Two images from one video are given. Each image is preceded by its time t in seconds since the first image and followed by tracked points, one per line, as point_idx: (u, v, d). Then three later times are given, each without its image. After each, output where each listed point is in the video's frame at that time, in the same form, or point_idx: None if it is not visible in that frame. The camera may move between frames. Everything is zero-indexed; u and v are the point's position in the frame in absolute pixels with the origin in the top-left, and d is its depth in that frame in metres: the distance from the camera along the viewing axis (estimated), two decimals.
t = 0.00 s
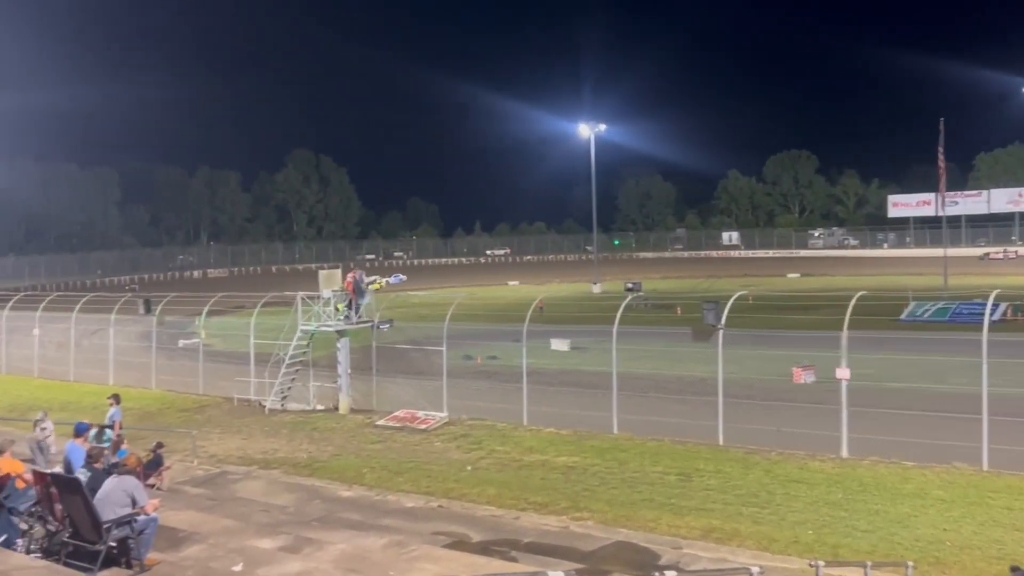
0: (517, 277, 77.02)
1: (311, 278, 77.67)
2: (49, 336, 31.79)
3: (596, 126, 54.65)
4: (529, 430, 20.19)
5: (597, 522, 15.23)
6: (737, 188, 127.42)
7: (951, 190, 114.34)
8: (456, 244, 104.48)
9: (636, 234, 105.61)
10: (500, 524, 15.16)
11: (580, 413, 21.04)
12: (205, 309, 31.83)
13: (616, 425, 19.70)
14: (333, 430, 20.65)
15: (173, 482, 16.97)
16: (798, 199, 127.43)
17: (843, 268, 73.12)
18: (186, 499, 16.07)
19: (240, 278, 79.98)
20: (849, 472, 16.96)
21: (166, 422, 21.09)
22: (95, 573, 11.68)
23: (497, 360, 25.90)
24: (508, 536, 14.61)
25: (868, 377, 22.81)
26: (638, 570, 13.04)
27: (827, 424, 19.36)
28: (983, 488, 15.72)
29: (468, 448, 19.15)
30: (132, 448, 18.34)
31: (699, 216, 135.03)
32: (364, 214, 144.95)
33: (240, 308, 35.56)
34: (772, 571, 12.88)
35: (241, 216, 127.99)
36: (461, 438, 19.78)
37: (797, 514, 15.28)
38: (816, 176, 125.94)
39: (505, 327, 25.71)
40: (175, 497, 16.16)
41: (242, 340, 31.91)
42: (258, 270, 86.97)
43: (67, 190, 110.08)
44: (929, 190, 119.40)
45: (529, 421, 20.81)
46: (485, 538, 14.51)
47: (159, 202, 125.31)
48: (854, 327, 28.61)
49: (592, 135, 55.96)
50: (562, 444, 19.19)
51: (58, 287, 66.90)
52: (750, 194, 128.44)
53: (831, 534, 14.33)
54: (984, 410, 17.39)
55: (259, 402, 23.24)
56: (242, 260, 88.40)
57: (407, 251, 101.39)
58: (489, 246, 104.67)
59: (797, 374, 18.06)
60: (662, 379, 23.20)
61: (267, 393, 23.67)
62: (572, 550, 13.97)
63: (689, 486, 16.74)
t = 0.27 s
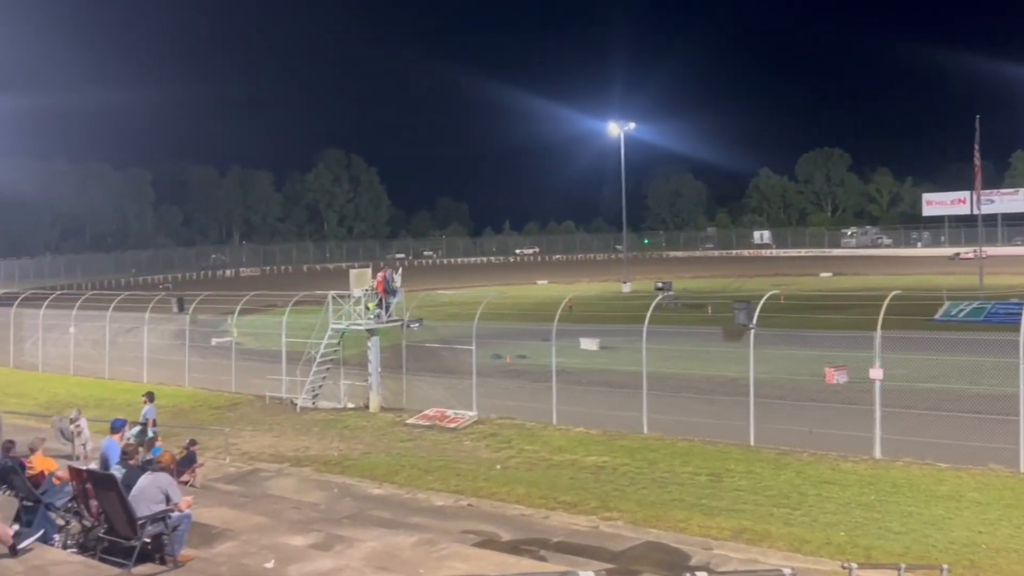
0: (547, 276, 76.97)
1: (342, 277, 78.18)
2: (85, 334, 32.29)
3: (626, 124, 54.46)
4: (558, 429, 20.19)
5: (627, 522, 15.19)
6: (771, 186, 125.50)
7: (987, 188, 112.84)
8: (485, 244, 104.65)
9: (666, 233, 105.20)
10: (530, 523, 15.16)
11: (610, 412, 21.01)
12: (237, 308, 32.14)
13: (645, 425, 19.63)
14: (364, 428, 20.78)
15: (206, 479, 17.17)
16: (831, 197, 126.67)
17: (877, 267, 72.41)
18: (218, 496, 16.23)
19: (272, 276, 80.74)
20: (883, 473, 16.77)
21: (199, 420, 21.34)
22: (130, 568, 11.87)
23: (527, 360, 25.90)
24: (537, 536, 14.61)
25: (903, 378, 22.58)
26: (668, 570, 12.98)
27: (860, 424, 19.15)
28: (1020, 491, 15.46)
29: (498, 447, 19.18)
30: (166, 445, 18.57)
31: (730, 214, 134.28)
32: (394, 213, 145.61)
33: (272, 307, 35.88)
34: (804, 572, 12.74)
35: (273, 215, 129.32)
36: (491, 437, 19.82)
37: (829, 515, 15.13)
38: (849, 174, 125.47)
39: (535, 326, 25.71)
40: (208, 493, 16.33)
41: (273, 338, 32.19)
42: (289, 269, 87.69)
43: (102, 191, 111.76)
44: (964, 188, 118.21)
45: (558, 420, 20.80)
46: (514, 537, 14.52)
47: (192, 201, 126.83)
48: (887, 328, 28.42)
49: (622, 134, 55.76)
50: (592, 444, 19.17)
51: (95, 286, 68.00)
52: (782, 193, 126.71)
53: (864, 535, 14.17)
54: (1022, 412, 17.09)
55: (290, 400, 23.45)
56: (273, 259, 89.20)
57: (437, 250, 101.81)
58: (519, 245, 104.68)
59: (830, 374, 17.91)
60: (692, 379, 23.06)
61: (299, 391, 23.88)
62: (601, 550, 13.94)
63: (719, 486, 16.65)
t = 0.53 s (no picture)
0: (571, 275, 76.84)
1: (367, 276, 78.52)
2: (114, 332, 32.65)
3: (651, 122, 54.23)
4: (582, 428, 20.16)
5: (652, 522, 15.12)
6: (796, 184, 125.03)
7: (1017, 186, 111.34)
8: (508, 243, 104.38)
9: (690, 232, 104.82)
10: (554, 523, 15.14)
11: (634, 411, 20.96)
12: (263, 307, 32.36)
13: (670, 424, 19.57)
14: (389, 426, 20.86)
15: (232, 476, 17.30)
16: (857, 196, 125.75)
17: (906, 266, 71.67)
18: (244, 494, 16.35)
19: (297, 275, 81.24)
20: (911, 474, 16.60)
21: (225, 417, 21.52)
22: (157, 565, 11.96)
23: (551, 359, 25.89)
24: (561, 535, 14.57)
25: (931, 378, 22.35)
26: (692, 570, 12.91)
27: (888, 425, 18.97)
28: None
29: (522, 446, 19.19)
30: (193, 442, 18.73)
31: (756, 213, 133.43)
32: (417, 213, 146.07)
33: (298, 305, 36.07)
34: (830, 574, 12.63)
35: (298, 215, 130.29)
36: (515, 436, 19.83)
37: (856, 516, 14.99)
38: (876, 172, 124.33)
39: (559, 325, 25.69)
40: (235, 490, 16.46)
41: (299, 337, 32.38)
42: (314, 268, 88.18)
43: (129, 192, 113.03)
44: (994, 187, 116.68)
45: (582, 420, 20.78)
46: (538, 536, 14.51)
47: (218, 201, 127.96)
48: (916, 327, 28.23)
49: (646, 132, 55.52)
50: (617, 444, 19.12)
51: (125, 285, 68.83)
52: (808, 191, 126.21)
53: (892, 537, 14.01)
54: None
55: (315, 398, 23.59)
56: (298, 259, 89.77)
57: (461, 250, 102.09)
58: (542, 244, 104.53)
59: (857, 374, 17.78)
60: (717, 378, 22.95)
61: (324, 389, 24.02)
62: (626, 550, 13.89)
63: (745, 486, 16.55)
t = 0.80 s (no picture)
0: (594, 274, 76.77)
1: (390, 275, 78.76)
2: (140, 330, 32.98)
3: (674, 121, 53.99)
4: (604, 428, 20.18)
5: (674, 521, 15.08)
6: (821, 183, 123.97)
7: None
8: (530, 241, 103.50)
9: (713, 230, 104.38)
10: (576, 522, 15.12)
11: (656, 410, 20.92)
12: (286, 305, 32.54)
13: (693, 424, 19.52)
14: (411, 424, 20.95)
15: (256, 473, 17.43)
16: (883, 194, 124.83)
17: (933, 265, 71.08)
18: (268, 490, 16.46)
19: (321, 274, 81.60)
20: (936, 475, 16.45)
21: (249, 415, 21.68)
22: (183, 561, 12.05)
23: (573, 357, 25.89)
24: (584, 534, 14.55)
25: (957, 377, 22.13)
26: (715, 570, 12.86)
27: (913, 424, 18.81)
28: None
29: (544, 444, 19.20)
30: (218, 440, 18.89)
31: (780, 211, 132.73)
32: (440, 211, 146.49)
33: (321, 304, 36.27)
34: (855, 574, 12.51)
35: (321, 213, 130.99)
36: (537, 435, 19.85)
37: (881, 516, 14.87)
38: (902, 170, 123.40)
39: (581, 324, 25.67)
40: (258, 487, 16.57)
41: (322, 335, 32.55)
42: (337, 266, 88.64)
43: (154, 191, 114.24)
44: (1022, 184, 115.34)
45: (605, 419, 20.79)
46: (561, 535, 14.51)
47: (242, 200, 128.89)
48: (941, 326, 28.11)
49: (669, 130, 55.27)
50: (639, 442, 19.09)
51: (151, 284, 69.38)
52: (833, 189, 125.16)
53: (917, 538, 13.90)
54: None
55: (339, 396, 23.73)
56: (321, 257, 90.31)
57: (483, 248, 102.27)
58: (565, 243, 104.27)
59: (882, 374, 17.68)
60: (740, 377, 22.85)
61: (347, 387, 24.15)
62: (648, 549, 13.85)
63: (768, 486, 16.47)
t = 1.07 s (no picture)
0: (612, 272, 76.63)
1: (410, 273, 78.93)
2: (162, 328, 33.22)
3: (695, 118, 53.73)
4: (624, 426, 20.13)
5: (694, 520, 15.02)
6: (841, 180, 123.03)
7: None
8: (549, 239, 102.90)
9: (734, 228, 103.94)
10: (595, 520, 15.10)
11: (676, 409, 20.85)
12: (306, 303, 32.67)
13: (713, 422, 19.44)
14: (430, 422, 21.00)
15: (277, 470, 17.53)
16: (905, 191, 123.91)
17: (956, 263, 70.41)
18: (289, 487, 16.55)
19: (341, 272, 81.86)
20: (959, 475, 16.30)
21: (270, 412, 21.79)
22: (204, 557, 12.11)
23: (592, 356, 25.86)
24: (603, 532, 14.53)
25: (981, 377, 21.92)
26: (735, 569, 12.81)
27: (936, 424, 18.65)
28: None
29: (564, 443, 19.18)
30: (239, 436, 19.00)
31: (801, 209, 132.00)
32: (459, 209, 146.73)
33: (341, 301, 36.40)
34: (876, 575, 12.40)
35: (342, 212, 131.42)
36: (557, 433, 19.84)
37: (903, 517, 14.74)
38: (925, 168, 122.47)
39: (600, 322, 25.63)
40: (279, 484, 16.65)
41: (341, 333, 32.65)
42: (356, 265, 89.01)
43: (176, 189, 115.24)
44: None
45: (624, 417, 20.76)
46: (580, 533, 14.49)
47: (263, 198, 129.63)
48: (965, 324, 27.94)
49: (689, 128, 55.01)
50: (659, 441, 19.04)
51: (174, 282, 69.91)
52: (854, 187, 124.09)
53: (940, 538, 13.77)
54: None
55: (358, 393, 23.83)
56: (342, 255, 90.74)
57: (502, 246, 102.32)
58: (584, 241, 104.04)
59: (904, 373, 17.55)
60: (761, 376, 22.72)
61: (366, 385, 24.23)
62: (668, 548, 13.80)
63: (789, 485, 16.38)
